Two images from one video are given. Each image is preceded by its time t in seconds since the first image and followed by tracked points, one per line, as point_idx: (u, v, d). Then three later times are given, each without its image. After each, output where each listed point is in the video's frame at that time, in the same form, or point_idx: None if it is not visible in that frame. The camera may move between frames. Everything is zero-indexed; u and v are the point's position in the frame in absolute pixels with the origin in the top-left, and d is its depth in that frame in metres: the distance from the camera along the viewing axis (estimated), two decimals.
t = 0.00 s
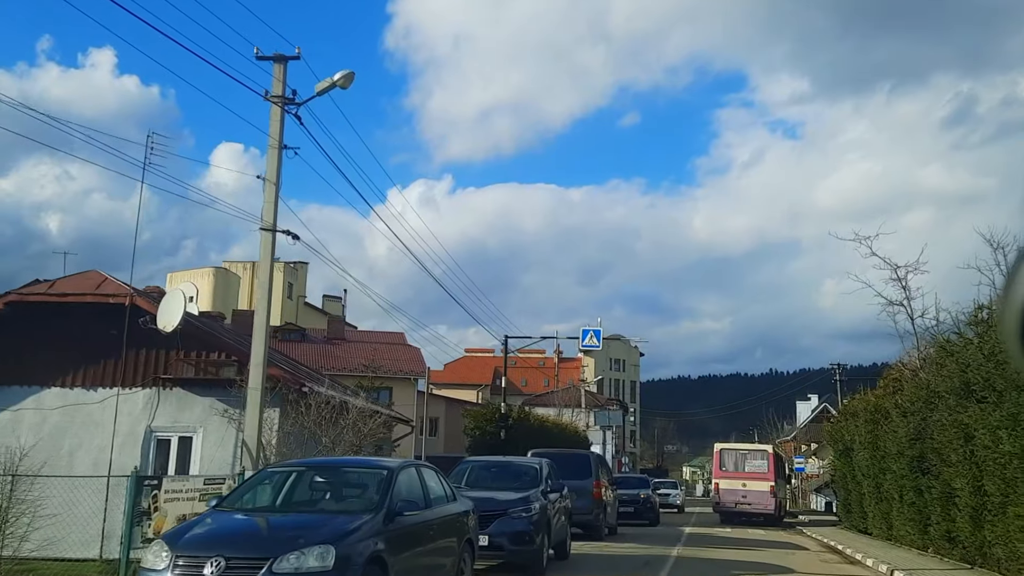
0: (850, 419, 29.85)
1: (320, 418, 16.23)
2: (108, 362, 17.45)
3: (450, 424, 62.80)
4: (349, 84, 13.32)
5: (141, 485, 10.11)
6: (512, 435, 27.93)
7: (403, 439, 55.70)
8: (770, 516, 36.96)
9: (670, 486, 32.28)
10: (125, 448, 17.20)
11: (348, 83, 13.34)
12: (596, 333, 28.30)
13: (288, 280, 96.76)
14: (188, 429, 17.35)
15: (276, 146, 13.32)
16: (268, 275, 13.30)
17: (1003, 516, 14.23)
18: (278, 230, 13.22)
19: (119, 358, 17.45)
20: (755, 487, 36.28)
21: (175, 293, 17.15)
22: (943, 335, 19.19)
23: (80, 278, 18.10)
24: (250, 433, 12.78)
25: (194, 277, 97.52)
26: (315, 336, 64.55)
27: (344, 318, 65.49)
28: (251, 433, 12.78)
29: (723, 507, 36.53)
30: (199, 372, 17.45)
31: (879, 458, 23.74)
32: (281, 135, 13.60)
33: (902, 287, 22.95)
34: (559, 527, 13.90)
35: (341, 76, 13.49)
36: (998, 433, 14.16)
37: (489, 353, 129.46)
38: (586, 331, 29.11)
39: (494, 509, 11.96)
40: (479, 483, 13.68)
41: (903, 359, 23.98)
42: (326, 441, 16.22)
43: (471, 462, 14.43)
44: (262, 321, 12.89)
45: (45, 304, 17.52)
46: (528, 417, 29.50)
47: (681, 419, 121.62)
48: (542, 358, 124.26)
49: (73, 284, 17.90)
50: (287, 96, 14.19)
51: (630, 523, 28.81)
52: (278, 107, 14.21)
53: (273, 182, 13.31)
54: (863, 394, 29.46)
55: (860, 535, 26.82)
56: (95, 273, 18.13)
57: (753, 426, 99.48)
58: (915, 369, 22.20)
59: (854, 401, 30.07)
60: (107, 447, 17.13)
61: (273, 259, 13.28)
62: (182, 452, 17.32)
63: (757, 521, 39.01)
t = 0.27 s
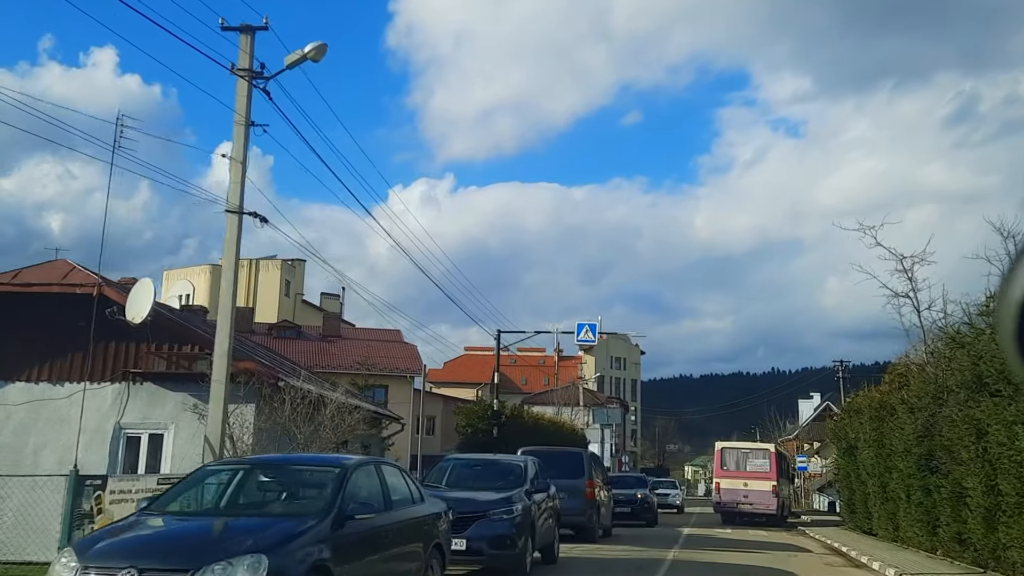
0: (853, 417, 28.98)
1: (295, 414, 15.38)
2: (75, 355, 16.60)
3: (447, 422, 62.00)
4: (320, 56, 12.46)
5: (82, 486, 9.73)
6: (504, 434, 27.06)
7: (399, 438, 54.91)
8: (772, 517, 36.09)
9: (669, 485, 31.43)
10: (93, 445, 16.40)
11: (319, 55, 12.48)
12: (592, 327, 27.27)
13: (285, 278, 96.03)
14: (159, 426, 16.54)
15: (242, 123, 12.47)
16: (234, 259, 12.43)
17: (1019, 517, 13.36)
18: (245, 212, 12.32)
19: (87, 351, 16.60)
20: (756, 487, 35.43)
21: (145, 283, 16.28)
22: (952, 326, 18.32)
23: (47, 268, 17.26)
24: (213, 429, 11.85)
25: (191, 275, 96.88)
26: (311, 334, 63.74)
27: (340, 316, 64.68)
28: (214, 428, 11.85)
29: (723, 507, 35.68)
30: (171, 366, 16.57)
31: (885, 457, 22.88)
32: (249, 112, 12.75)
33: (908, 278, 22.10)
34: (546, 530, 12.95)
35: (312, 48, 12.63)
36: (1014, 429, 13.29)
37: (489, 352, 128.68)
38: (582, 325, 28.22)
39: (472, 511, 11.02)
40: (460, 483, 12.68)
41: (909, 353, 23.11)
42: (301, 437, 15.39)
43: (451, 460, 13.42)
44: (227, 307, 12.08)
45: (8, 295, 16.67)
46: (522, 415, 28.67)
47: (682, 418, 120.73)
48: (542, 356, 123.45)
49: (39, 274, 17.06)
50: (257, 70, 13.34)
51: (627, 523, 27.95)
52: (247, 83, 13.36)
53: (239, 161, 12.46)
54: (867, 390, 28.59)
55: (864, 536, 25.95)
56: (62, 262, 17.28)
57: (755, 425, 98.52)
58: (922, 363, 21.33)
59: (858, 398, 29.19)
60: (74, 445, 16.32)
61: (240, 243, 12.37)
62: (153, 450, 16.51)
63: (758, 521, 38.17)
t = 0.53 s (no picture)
0: (858, 413, 28.15)
1: (267, 409, 14.41)
2: (41, 349, 15.84)
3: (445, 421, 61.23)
4: (287, 27, 11.65)
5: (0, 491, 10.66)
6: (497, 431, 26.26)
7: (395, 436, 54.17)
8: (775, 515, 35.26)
9: (668, 483, 30.59)
10: (59, 443, 15.59)
11: (287, 25, 11.67)
12: (587, 321, 26.42)
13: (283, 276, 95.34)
14: (129, 423, 15.73)
15: (204, 97, 11.69)
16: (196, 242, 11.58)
17: None
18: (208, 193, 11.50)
19: (53, 345, 15.85)
20: (759, 485, 34.60)
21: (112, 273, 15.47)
22: (962, 317, 17.51)
23: (13, 256, 16.39)
24: (172, 420, 11.05)
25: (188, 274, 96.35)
26: (306, 331, 62.96)
27: (337, 313, 63.94)
28: (173, 419, 11.06)
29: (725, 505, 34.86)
30: (141, 360, 15.74)
31: (890, 454, 22.06)
32: (213, 86, 11.97)
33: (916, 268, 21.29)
34: (531, 532, 12.12)
35: (280, 18, 11.81)
36: None
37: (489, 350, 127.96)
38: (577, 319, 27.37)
39: (447, 513, 10.20)
40: (438, 482, 11.84)
41: (916, 346, 22.30)
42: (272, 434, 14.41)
43: (429, 457, 12.56)
44: (188, 294, 11.33)
45: None
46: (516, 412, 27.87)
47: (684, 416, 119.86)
48: (543, 355, 122.67)
49: (3, 263, 16.21)
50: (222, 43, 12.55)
51: (624, 523, 27.14)
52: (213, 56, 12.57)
53: (201, 139, 11.67)
54: (871, 386, 27.77)
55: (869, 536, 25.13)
56: (27, 250, 16.39)
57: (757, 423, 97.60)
58: (929, 356, 20.52)
59: (862, 393, 28.36)
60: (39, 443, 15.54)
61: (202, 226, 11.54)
62: (122, 448, 15.69)
63: (761, 520, 37.35)
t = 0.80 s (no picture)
0: (864, 409, 27.27)
1: (235, 403, 13.45)
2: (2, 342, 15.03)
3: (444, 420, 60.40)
4: None
5: None
6: (490, 428, 25.43)
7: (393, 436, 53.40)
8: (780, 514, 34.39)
9: (669, 483, 29.72)
10: (20, 442, 14.81)
11: None
12: (584, 315, 25.59)
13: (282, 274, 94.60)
14: (95, 421, 14.88)
15: (160, 68, 10.84)
16: (150, 225, 10.67)
17: None
18: (165, 170, 10.63)
19: (15, 338, 15.04)
20: (764, 484, 33.72)
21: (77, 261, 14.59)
22: (975, 306, 16.67)
23: None
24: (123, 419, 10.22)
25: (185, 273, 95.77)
26: (303, 330, 62.15)
27: (334, 311, 63.15)
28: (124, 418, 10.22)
29: (729, 505, 33.98)
30: (109, 354, 14.88)
31: (899, 451, 21.21)
32: (172, 56, 11.11)
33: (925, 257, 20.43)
34: (515, 536, 11.25)
35: None
36: None
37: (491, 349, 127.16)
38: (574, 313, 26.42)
39: (418, 516, 9.31)
40: (415, 483, 10.97)
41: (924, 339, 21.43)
42: (241, 430, 13.40)
43: (405, 455, 11.68)
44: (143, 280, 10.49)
45: None
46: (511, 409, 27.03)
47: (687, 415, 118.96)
48: (545, 353, 121.82)
49: None
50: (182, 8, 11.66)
51: (622, 524, 26.27)
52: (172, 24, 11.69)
53: (158, 112, 10.81)
54: (878, 381, 26.90)
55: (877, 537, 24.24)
56: None
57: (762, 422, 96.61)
58: (939, 349, 19.65)
59: (869, 389, 27.48)
60: None
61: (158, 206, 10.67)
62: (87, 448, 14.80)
63: (766, 520, 36.48)
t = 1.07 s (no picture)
0: (871, 405, 26.39)
1: (202, 397, 12.61)
2: None
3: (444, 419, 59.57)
4: None
5: None
6: (483, 426, 24.63)
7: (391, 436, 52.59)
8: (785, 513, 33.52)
9: (670, 482, 28.87)
10: None
11: None
12: (580, 309, 24.74)
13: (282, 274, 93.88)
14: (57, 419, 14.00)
15: (107, 35, 10.13)
16: (99, 205, 10.01)
17: None
18: (114, 145, 9.99)
19: None
20: (769, 483, 32.85)
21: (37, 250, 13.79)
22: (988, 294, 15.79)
23: None
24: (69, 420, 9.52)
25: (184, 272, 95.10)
26: (300, 328, 61.36)
27: (332, 309, 62.36)
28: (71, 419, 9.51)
29: (733, 504, 33.11)
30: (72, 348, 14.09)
31: (908, 448, 20.36)
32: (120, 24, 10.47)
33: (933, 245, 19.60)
34: (497, 540, 10.40)
35: None
36: None
37: (493, 348, 126.27)
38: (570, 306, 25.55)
39: (384, 520, 8.46)
40: (389, 483, 10.14)
41: (933, 331, 20.55)
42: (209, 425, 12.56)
43: (380, 453, 10.84)
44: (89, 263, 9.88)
45: None
46: (507, 407, 26.20)
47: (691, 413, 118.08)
48: (548, 352, 120.97)
49: None
50: None
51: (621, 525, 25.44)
52: None
53: (106, 84, 10.17)
54: (885, 376, 26.02)
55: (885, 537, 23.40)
56: None
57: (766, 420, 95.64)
58: (949, 341, 18.77)
59: (875, 384, 26.63)
60: None
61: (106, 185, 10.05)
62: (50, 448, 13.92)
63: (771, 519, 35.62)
